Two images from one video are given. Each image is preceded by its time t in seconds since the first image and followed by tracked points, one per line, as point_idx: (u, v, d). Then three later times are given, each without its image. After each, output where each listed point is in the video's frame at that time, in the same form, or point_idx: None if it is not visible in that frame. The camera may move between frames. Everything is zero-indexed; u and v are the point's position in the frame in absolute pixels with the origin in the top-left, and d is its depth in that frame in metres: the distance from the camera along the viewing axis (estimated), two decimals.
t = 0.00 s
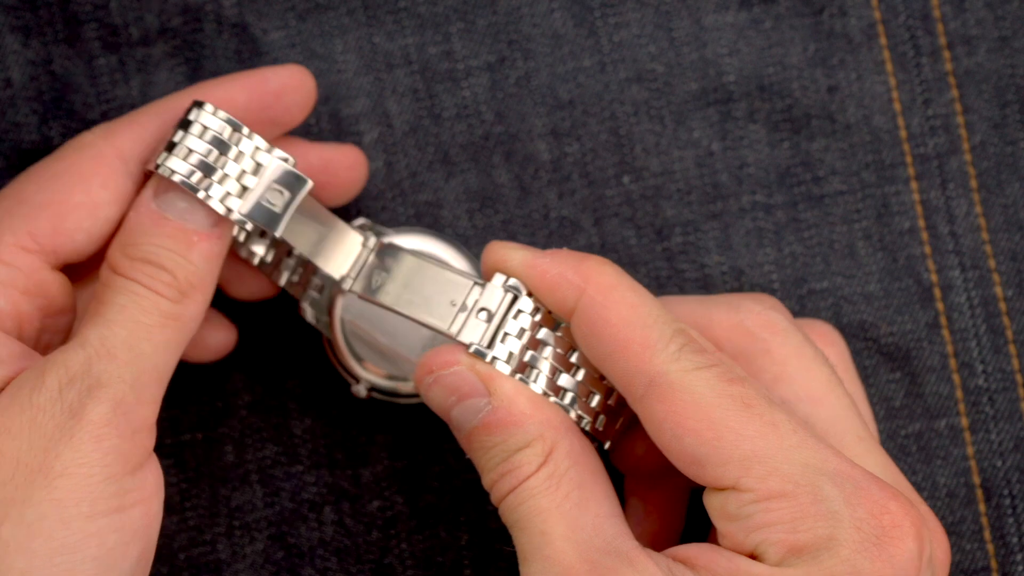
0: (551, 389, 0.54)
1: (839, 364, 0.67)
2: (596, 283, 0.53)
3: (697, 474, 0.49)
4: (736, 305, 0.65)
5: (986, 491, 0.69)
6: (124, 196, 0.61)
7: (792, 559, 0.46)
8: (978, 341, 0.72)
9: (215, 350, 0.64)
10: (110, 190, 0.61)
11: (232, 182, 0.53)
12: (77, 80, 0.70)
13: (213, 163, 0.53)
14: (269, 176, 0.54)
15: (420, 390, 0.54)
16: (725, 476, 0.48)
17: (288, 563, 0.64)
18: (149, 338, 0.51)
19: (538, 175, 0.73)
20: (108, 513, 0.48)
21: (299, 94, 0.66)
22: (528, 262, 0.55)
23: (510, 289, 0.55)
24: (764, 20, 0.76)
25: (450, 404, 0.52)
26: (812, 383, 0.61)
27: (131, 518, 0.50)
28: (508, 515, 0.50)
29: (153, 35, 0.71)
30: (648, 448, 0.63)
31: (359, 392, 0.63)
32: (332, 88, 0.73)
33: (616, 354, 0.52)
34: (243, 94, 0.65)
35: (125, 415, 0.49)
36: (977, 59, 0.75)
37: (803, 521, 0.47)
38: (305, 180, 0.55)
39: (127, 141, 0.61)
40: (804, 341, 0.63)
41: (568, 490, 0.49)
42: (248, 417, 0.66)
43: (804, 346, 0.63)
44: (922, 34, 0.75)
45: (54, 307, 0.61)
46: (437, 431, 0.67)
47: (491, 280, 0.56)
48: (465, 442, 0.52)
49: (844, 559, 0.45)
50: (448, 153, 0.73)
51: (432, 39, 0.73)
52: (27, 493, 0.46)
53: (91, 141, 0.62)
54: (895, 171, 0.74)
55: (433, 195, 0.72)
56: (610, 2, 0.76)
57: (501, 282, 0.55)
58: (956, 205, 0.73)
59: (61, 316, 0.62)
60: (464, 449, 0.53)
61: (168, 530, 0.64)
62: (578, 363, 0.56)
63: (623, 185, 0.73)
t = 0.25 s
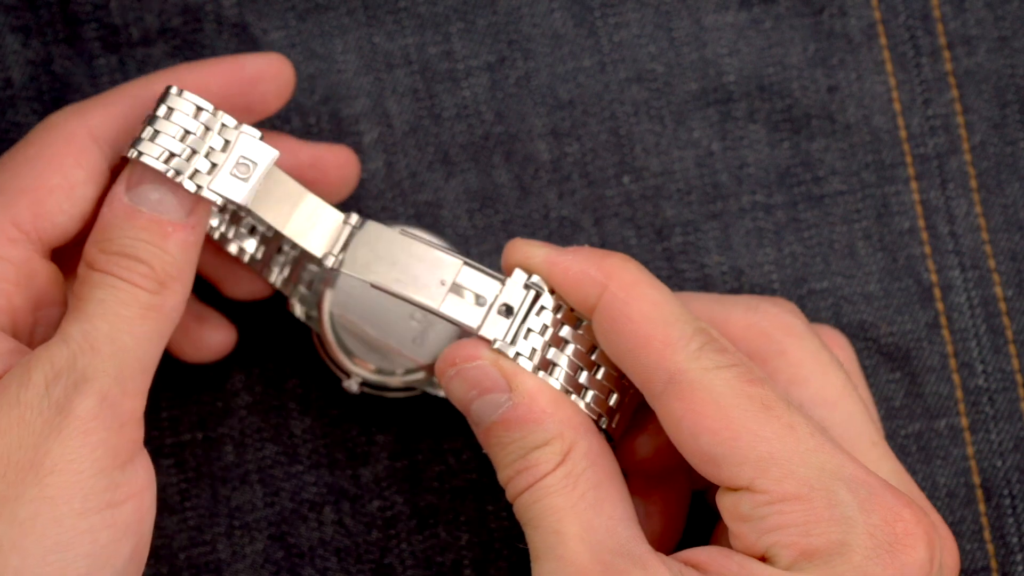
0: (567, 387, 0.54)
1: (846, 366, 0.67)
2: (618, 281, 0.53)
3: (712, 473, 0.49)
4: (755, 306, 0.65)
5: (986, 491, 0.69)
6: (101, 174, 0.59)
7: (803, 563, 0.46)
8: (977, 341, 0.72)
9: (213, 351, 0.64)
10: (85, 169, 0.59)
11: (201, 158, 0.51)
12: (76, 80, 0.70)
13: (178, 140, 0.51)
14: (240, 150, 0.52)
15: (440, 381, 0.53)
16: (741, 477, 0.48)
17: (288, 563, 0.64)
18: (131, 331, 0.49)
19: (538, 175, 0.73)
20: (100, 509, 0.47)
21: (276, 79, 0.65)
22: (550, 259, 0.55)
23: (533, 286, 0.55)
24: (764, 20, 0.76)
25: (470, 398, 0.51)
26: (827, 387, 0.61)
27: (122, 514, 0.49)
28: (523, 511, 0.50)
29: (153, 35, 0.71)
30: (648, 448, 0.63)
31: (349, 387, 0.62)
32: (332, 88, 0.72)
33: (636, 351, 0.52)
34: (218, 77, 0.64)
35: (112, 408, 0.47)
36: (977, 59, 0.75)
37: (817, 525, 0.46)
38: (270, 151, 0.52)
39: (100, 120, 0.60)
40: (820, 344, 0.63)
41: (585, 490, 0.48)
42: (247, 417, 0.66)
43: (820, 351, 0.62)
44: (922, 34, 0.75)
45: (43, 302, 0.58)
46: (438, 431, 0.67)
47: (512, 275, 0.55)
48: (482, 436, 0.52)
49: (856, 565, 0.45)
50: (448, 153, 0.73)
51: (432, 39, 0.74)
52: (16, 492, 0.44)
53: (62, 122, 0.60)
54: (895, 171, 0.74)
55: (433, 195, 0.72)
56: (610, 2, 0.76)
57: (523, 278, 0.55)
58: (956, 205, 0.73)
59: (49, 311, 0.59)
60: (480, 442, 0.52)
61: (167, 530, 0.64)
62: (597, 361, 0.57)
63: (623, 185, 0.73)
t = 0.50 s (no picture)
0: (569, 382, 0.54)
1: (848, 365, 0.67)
2: (621, 278, 0.53)
3: (713, 469, 0.49)
4: (758, 304, 0.65)
5: (986, 491, 0.69)
6: (85, 164, 0.60)
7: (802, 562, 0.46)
8: (977, 341, 0.72)
9: (213, 351, 0.64)
10: (69, 160, 0.59)
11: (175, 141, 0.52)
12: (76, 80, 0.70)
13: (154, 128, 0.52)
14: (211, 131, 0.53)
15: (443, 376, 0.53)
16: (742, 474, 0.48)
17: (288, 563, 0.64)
18: (125, 331, 0.48)
19: (538, 175, 0.73)
20: (100, 509, 0.47)
21: (248, 56, 0.65)
22: (550, 254, 0.55)
23: (536, 282, 0.55)
24: (764, 20, 0.76)
25: (473, 392, 0.51)
26: (829, 386, 0.61)
27: (121, 514, 0.48)
28: (524, 508, 0.50)
29: (153, 35, 0.71)
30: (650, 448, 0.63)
31: (354, 392, 0.62)
32: (332, 88, 0.72)
33: (639, 348, 0.52)
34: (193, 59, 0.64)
35: (111, 407, 0.47)
36: (977, 59, 0.75)
37: (818, 523, 0.46)
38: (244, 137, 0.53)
39: (79, 108, 0.59)
40: (823, 343, 0.63)
41: (586, 486, 0.48)
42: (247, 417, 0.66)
43: (824, 351, 0.62)
44: (922, 34, 0.75)
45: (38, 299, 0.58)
46: (438, 430, 0.67)
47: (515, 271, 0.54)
48: (483, 431, 0.51)
49: (856, 564, 0.45)
50: (448, 153, 0.72)
51: (432, 39, 0.74)
52: (16, 492, 0.44)
53: (43, 114, 0.60)
54: (895, 171, 0.74)
55: (433, 195, 0.72)
56: (610, 2, 0.76)
57: (525, 273, 0.55)
58: (956, 205, 0.74)
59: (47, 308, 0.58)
60: (483, 439, 0.52)
61: (167, 530, 0.64)
62: (600, 358, 0.57)
63: (623, 185, 0.73)
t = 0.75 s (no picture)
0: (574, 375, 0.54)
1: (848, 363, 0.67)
2: (625, 272, 0.53)
3: (716, 464, 0.49)
4: (759, 302, 0.65)
5: (986, 491, 0.69)
6: (79, 164, 0.61)
7: (804, 558, 0.46)
8: (977, 341, 0.72)
9: (219, 343, 0.65)
10: (64, 161, 0.60)
11: (163, 132, 0.54)
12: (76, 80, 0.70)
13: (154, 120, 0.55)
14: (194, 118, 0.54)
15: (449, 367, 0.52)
16: (745, 470, 0.48)
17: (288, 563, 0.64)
18: (124, 337, 0.48)
19: (538, 175, 0.73)
20: (104, 521, 0.47)
21: (237, 53, 0.66)
22: (553, 247, 0.54)
23: (541, 275, 0.55)
24: (764, 20, 0.76)
25: (478, 382, 0.50)
26: (831, 383, 0.61)
27: (125, 529, 0.48)
28: (526, 504, 0.49)
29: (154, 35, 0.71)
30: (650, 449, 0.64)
31: (354, 414, 0.62)
32: (332, 88, 0.72)
33: (642, 343, 0.52)
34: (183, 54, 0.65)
35: (112, 417, 0.47)
36: (977, 59, 0.75)
37: (821, 520, 0.46)
38: (224, 119, 0.54)
39: (72, 110, 0.61)
40: (823, 341, 0.63)
41: (588, 483, 0.48)
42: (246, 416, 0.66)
43: (825, 349, 0.63)
44: (922, 34, 0.75)
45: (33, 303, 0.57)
46: (438, 430, 0.67)
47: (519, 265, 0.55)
48: (487, 423, 0.51)
49: (857, 563, 0.45)
50: (448, 153, 0.72)
51: (432, 39, 0.74)
52: (19, 507, 0.44)
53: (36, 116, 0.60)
54: (895, 171, 0.74)
55: (434, 195, 0.72)
56: (610, 2, 0.76)
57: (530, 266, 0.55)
58: (956, 205, 0.74)
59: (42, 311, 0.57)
60: (485, 430, 0.51)
61: (168, 530, 0.64)
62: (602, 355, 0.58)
63: (623, 185, 0.73)
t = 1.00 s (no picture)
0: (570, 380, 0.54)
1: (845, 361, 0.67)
2: (630, 268, 0.53)
3: (724, 460, 0.49)
4: (759, 300, 0.65)
5: (986, 491, 0.69)
6: (54, 162, 0.61)
7: (809, 556, 0.46)
8: (977, 341, 0.72)
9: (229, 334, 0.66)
10: (41, 157, 0.60)
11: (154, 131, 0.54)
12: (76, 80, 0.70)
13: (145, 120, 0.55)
14: (184, 115, 0.53)
15: (439, 369, 0.51)
16: (752, 467, 0.48)
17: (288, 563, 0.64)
18: (117, 340, 0.48)
19: (538, 175, 0.73)
20: (95, 528, 0.47)
21: (228, 104, 0.65)
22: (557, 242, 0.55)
23: (540, 279, 0.54)
24: (764, 20, 0.76)
25: (470, 385, 0.49)
26: (835, 381, 0.61)
27: (115, 533, 0.48)
28: (514, 511, 0.48)
29: (154, 35, 0.71)
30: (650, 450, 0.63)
31: (350, 421, 0.64)
32: (332, 88, 0.72)
33: (649, 339, 0.52)
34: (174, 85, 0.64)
35: (102, 422, 0.47)
36: (977, 59, 0.75)
37: (826, 518, 0.46)
38: (213, 114, 0.53)
39: (51, 109, 0.61)
40: (823, 341, 0.63)
41: (579, 491, 0.47)
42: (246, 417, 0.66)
43: (825, 347, 0.63)
44: (922, 34, 0.75)
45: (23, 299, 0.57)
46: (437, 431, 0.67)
47: (518, 268, 0.54)
48: (476, 427, 0.50)
49: (860, 563, 0.45)
50: (448, 153, 0.72)
51: (432, 39, 0.74)
52: (7, 512, 0.44)
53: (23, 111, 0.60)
54: (895, 171, 0.74)
55: (434, 195, 0.72)
56: (610, 2, 0.76)
57: (529, 269, 0.54)
58: (956, 205, 0.74)
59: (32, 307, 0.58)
60: (473, 433, 0.50)
61: (167, 530, 0.64)
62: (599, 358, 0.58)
63: (623, 185, 0.73)
